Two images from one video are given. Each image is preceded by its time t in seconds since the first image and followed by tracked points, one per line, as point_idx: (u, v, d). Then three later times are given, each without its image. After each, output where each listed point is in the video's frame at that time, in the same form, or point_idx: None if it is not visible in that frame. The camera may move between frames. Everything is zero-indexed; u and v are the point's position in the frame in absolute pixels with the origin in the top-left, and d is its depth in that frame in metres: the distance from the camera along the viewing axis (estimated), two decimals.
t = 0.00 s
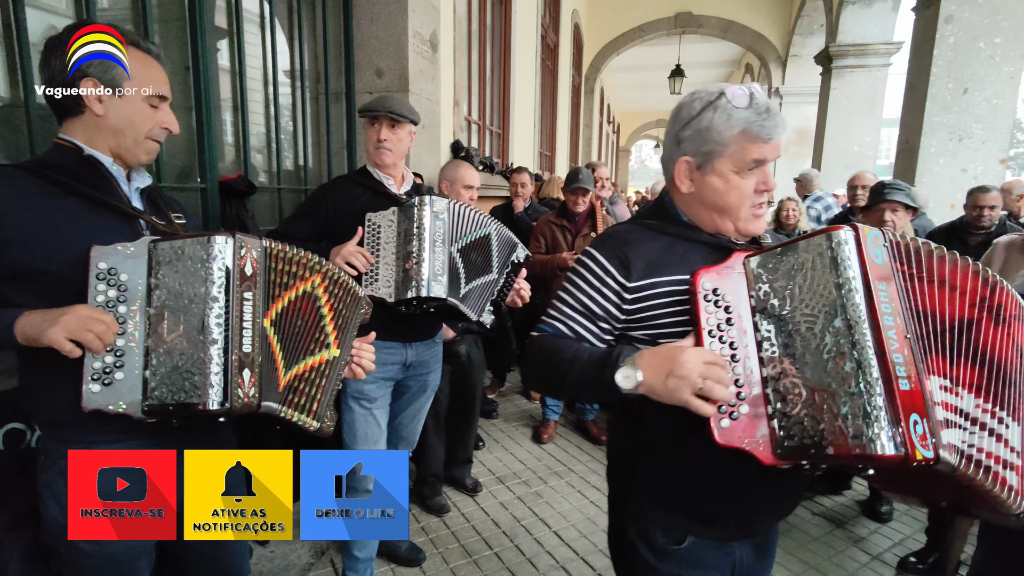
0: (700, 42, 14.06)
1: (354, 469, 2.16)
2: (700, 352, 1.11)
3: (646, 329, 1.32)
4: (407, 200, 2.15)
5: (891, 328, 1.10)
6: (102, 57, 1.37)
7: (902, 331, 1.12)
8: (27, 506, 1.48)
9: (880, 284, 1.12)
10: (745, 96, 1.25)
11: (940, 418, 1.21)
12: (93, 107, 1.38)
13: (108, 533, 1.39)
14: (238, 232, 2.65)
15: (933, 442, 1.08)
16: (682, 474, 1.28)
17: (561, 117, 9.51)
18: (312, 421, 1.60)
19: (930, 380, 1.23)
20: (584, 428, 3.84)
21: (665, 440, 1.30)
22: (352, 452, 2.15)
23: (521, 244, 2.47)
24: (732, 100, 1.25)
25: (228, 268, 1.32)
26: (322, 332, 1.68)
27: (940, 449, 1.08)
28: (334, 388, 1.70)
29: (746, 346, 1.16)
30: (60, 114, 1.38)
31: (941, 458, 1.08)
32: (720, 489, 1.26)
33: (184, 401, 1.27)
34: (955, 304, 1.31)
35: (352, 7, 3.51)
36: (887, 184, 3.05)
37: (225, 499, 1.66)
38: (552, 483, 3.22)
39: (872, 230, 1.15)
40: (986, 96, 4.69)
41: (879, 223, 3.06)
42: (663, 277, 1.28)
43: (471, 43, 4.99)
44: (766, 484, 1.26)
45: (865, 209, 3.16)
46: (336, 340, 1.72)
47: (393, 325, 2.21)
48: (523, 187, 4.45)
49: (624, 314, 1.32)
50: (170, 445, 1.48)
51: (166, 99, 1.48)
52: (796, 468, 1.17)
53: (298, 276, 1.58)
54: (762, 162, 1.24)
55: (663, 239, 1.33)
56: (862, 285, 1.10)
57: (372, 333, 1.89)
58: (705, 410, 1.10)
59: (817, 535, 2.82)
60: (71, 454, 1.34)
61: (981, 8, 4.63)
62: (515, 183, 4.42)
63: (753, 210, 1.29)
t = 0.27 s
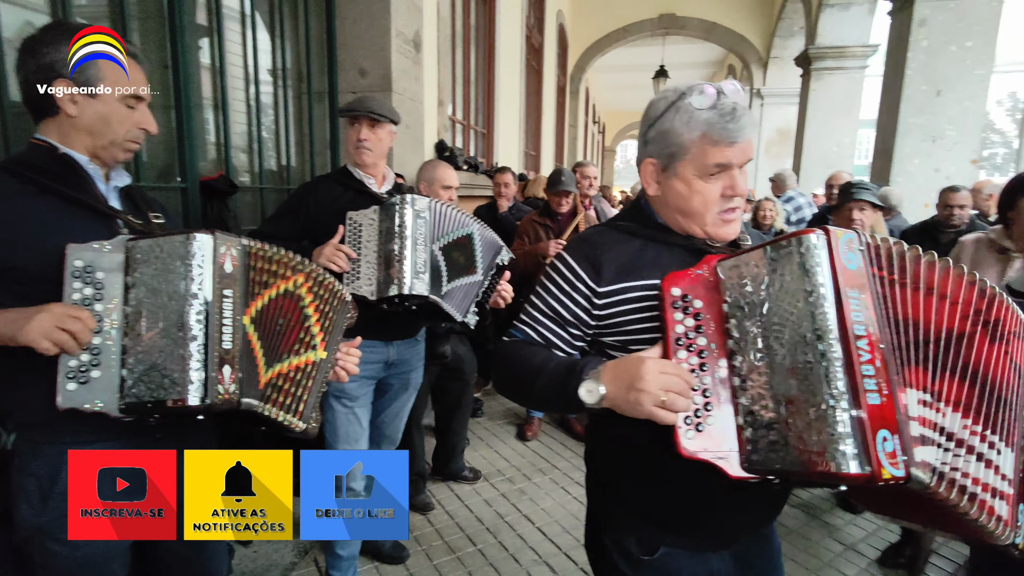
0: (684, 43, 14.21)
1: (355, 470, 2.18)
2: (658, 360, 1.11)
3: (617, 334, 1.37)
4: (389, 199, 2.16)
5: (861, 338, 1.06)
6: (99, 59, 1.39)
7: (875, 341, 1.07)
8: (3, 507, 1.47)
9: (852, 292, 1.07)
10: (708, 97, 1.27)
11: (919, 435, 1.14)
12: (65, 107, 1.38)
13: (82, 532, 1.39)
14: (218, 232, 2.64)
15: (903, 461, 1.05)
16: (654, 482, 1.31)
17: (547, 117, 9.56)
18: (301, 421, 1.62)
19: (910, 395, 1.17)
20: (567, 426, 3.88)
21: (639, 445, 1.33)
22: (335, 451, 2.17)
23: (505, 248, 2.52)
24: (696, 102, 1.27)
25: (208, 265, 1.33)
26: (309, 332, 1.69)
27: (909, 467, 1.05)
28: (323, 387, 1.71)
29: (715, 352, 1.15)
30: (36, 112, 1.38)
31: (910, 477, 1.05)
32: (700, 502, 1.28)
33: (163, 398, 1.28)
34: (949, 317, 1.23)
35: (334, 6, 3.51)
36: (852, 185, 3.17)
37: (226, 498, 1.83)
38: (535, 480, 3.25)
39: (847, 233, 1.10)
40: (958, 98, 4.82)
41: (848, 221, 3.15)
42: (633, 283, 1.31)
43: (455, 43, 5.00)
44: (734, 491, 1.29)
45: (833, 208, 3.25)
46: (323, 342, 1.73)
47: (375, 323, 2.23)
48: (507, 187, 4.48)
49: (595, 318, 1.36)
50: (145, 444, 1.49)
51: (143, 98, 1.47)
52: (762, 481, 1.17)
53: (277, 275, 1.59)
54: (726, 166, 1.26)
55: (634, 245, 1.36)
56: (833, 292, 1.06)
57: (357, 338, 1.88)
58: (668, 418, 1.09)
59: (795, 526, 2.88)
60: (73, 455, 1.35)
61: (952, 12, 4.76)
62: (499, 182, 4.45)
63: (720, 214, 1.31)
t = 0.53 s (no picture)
0: (662, 43, 14.36)
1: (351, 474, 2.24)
2: (624, 362, 1.15)
3: (602, 333, 1.39)
4: (365, 198, 2.16)
5: (834, 348, 1.02)
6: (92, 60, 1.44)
7: (849, 352, 1.04)
8: None
9: (830, 300, 1.03)
10: (694, 99, 1.27)
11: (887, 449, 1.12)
12: (16, 110, 1.35)
13: (47, 539, 1.37)
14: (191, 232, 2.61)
15: (870, 478, 1.01)
16: (629, 476, 1.34)
17: (526, 116, 9.58)
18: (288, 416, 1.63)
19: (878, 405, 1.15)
20: (547, 422, 3.92)
21: (621, 442, 1.35)
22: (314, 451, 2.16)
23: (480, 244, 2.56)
24: (679, 104, 1.28)
25: (170, 266, 1.32)
26: (288, 329, 1.67)
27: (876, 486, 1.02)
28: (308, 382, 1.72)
29: (693, 356, 1.15)
30: None
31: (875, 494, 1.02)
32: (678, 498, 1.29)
33: (128, 400, 1.28)
34: (931, 329, 1.23)
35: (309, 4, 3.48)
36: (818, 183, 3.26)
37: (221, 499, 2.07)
38: (514, 477, 3.27)
39: (832, 238, 1.05)
40: (923, 100, 4.97)
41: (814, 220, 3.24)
42: (617, 283, 1.33)
43: (433, 42, 4.99)
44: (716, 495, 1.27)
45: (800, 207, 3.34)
46: (307, 338, 1.73)
47: (352, 322, 2.22)
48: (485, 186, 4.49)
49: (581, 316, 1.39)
50: (110, 448, 1.46)
51: (103, 97, 1.43)
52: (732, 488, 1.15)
53: (245, 274, 1.56)
54: (711, 169, 1.26)
55: (622, 242, 1.38)
56: (809, 299, 1.02)
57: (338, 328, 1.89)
58: (642, 422, 1.13)
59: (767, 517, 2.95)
60: (71, 455, 1.38)
61: (918, 16, 4.89)
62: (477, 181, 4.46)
63: (707, 216, 1.30)
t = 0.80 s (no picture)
0: (635, 43, 14.52)
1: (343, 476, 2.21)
2: (616, 358, 1.17)
3: (612, 328, 1.39)
4: (331, 195, 2.15)
5: (798, 344, 0.99)
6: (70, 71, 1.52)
7: (819, 350, 1.00)
8: None
9: (795, 294, 1.00)
10: (698, 104, 1.22)
11: (874, 462, 1.01)
12: None
13: (3, 544, 1.34)
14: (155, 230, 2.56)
15: (831, 479, 0.97)
16: (625, 469, 1.34)
17: (501, 113, 9.58)
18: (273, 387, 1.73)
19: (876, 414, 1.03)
20: (522, 418, 3.94)
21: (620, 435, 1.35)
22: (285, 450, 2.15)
23: (434, 218, 2.55)
24: (681, 108, 1.24)
25: (126, 257, 1.30)
26: (255, 309, 1.73)
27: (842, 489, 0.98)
28: (284, 353, 1.81)
29: (688, 353, 1.12)
30: None
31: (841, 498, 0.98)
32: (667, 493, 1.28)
33: (93, 397, 1.26)
34: (944, 323, 1.03)
35: None
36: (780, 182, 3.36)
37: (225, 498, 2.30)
38: (489, 472, 3.29)
39: (803, 229, 1.02)
40: (883, 100, 5.14)
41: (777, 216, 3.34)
42: (626, 277, 1.32)
43: (405, 39, 4.96)
44: (711, 491, 1.24)
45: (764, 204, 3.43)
46: (271, 312, 1.79)
47: (323, 318, 2.21)
48: (460, 184, 4.49)
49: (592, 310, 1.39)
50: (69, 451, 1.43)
51: (51, 91, 1.41)
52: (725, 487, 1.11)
53: (202, 260, 1.56)
54: (718, 175, 1.21)
55: (637, 238, 1.36)
56: (775, 292, 1.01)
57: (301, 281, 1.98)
58: (623, 413, 1.15)
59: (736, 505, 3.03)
60: (71, 455, 1.42)
61: (878, 19, 5.05)
62: (452, 179, 4.46)
63: (717, 221, 1.25)
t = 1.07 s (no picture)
0: (603, 41, 14.66)
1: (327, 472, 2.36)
2: (584, 348, 1.27)
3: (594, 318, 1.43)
4: (293, 194, 2.11)
5: (715, 339, 1.02)
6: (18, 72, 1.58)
7: (735, 344, 1.01)
8: None
9: (719, 291, 1.02)
10: (684, 109, 1.23)
11: (768, 451, 1.01)
12: None
13: None
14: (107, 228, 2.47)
15: (732, 470, 1.00)
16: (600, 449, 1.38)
17: (469, 110, 9.55)
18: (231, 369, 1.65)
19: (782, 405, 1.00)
20: (490, 414, 3.96)
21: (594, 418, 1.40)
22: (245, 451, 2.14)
23: (388, 205, 2.48)
24: (671, 112, 1.26)
25: (55, 260, 1.26)
26: (195, 301, 1.61)
27: (744, 481, 1.00)
28: (235, 336, 1.68)
29: (651, 343, 1.10)
30: None
31: (743, 490, 1.01)
32: (641, 478, 1.31)
33: (33, 406, 1.22)
34: (850, 304, 0.96)
35: None
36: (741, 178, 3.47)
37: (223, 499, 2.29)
38: (457, 469, 3.30)
39: (734, 227, 1.02)
40: (838, 100, 5.33)
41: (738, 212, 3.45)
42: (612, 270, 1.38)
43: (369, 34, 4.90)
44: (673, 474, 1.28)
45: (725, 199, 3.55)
46: (211, 298, 1.66)
47: (285, 318, 2.17)
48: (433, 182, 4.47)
49: (580, 297, 1.47)
50: (12, 457, 1.37)
51: None
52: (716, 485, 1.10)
53: (138, 256, 1.47)
54: (694, 183, 1.23)
55: (627, 235, 1.40)
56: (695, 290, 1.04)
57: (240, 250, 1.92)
58: (583, 398, 1.24)
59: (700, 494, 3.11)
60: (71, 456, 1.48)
61: (833, 21, 5.22)
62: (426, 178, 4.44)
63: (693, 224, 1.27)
